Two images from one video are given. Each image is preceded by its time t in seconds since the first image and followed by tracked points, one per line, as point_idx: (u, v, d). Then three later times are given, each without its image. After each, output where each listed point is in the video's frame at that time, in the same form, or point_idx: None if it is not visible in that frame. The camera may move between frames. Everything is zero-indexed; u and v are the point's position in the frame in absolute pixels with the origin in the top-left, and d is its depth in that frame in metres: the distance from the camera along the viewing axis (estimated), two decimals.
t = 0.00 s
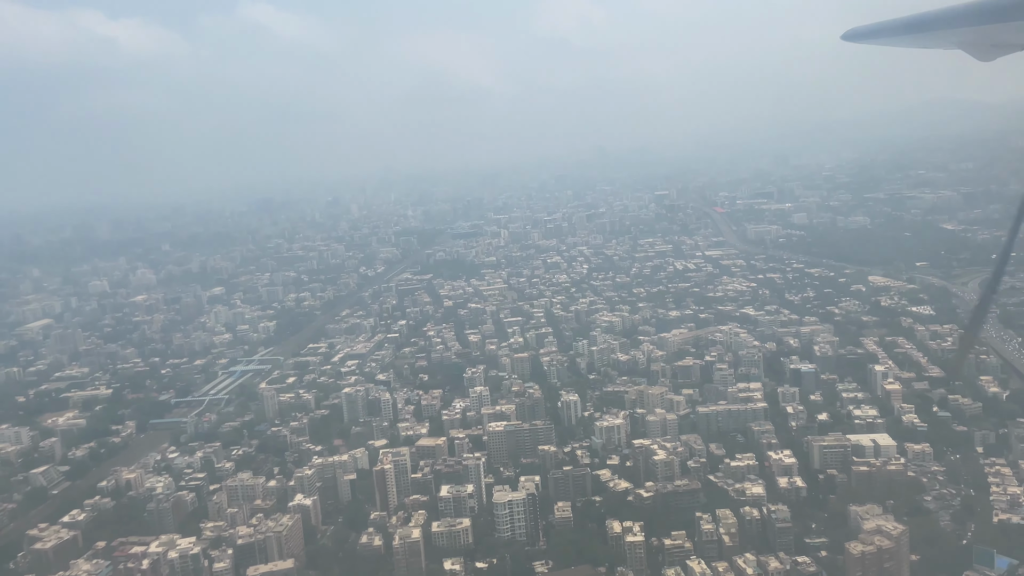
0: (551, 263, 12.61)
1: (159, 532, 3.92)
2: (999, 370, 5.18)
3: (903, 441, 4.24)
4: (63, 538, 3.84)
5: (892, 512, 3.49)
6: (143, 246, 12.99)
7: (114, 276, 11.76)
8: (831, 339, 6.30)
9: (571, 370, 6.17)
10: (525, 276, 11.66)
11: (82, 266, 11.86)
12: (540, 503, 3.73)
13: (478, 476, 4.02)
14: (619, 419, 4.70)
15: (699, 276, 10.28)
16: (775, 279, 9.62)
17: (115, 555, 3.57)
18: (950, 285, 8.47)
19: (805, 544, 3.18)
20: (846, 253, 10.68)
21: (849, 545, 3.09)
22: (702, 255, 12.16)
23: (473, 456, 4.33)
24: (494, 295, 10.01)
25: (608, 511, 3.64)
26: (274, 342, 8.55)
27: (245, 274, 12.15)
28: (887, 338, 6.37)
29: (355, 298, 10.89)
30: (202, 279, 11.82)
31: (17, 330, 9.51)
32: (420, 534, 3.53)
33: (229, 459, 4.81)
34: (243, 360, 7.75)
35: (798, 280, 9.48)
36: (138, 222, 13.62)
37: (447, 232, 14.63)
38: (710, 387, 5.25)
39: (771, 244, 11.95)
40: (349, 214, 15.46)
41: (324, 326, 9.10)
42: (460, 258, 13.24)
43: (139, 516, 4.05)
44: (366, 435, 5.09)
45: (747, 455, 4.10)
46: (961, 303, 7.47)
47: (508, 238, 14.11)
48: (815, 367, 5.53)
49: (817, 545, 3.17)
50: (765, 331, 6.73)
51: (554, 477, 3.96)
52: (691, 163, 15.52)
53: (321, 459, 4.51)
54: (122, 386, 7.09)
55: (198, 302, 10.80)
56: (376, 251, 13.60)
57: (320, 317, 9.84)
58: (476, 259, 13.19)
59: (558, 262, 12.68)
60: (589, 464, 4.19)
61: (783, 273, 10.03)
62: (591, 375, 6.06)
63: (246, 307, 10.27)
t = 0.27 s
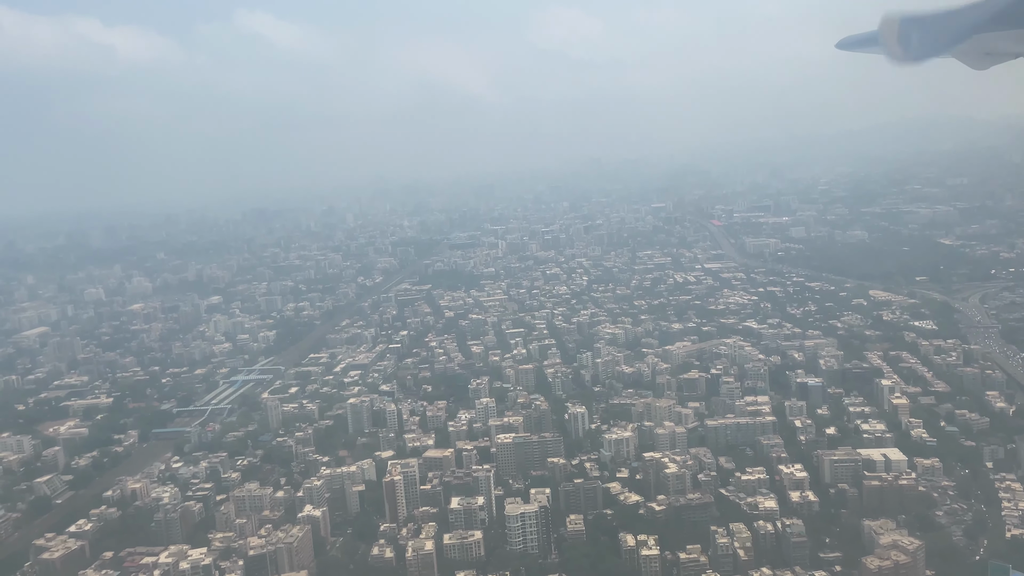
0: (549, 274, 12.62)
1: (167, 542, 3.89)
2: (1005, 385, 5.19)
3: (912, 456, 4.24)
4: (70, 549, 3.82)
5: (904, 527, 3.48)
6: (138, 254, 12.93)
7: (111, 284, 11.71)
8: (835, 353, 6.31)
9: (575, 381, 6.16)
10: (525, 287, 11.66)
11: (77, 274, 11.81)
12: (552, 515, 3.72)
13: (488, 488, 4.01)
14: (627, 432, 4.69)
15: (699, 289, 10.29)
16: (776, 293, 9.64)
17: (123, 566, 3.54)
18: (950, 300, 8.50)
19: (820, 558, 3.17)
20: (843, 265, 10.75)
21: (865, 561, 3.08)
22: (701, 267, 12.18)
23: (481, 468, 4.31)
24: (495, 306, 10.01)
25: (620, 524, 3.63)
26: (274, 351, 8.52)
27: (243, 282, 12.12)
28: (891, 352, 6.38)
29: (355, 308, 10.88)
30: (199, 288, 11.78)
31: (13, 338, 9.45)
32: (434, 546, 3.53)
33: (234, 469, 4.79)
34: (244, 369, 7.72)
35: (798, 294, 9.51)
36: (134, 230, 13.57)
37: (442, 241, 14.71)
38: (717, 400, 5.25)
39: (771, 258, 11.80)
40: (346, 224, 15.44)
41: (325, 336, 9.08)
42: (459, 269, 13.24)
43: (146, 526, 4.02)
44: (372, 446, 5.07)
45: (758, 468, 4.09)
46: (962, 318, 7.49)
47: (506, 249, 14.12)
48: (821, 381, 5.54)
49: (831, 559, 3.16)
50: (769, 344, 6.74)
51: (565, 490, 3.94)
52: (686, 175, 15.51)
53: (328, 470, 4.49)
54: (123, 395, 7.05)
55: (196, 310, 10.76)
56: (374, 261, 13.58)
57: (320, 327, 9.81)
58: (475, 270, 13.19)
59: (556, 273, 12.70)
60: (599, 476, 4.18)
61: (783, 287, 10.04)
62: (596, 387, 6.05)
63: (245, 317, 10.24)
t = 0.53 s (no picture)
0: (549, 281, 12.64)
1: (179, 546, 3.89)
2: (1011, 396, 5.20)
3: (921, 466, 4.24)
4: (82, 552, 3.82)
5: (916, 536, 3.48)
6: (135, 257, 12.91)
7: (110, 287, 11.69)
8: (840, 363, 6.33)
9: (581, 388, 6.17)
10: (526, 294, 11.68)
11: (75, 277, 11.79)
12: (566, 523, 3.73)
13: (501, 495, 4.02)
14: (637, 439, 4.70)
15: (700, 297, 10.32)
16: (777, 301, 9.67)
17: (138, 570, 3.55)
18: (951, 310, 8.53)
19: (834, 567, 3.19)
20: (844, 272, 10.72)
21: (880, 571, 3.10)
22: (702, 274, 12.20)
23: (492, 475, 4.32)
24: (497, 313, 10.02)
25: (633, 531, 3.63)
26: (277, 356, 8.51)
27: (242, 287, 12.11)
28: (895, 362, 6.40)
29: (356, 313, 10.88)
30: (198, 291, 11.76)
31: (14, 340, 9.43)
32: (449, 552, 3.55)
33: (243, 474, 4.79)
34: (247, 374, 7.72)
35: (800, 302, 9.54)
36: (132, 234, 13.55)
37: (441, 247, 14.76)
38: (725, 407, 5.26)
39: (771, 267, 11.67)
40: (342, 230, 15.43)
41: (328, 340, 9.08)
42: (459, 275, 13.25)
43: (157, 529, 4.02)
44: (381, 451, 5.07)
45: (770, 477, 4.10)
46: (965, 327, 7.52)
47: (506, 256, 14.15)
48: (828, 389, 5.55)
49: (845, 568, 3.18)
50: (774, 353, 6.76)
51: (577, 497, 3.95)
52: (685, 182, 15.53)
53: (339, 475, 4.49)
54: (127, 398, 7.04)
55: (198, 314, 10.75)
56: (374, 267, 13.58)
57: (322, 331, 9.81)
58: (475, 276, 13.20)
59: (557, 279, 12.72)
60: (611, 484, 4.19)
61: (785, 296, 10.07)
62: (602, 394, 6.06)
63: (247, 321, 10.23)
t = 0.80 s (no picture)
0: (552, 283, 12.66)
1: (194, 544, 3.90)
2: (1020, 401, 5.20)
3: (932, 469, 4.26)
4: (97, 549, 3.82)
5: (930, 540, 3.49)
6: (135, 255, 12.90)
7: (111, 284, 11.69)
8: (847, 367, 6.34)
9: (590, 390, 6.18)
10: (530, 295, 11.70)
11: (76, 274, 11.78)
12: (581, 524, 3.74)
13: (514, 497, 4.03)
14: (648, 442, 4.71)
15: (704, 300, 10.35)
16: (781, 305, 9.69)
17: (154, 568, 3.56)
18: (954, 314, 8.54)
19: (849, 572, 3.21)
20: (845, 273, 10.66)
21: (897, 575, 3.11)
22: (704, 277, 12.22)
23: (506, 475, 4.33)
24: (502, 314, 10.03)
25: (649, 532, 3.65)
26: (283, 355, 8.52)
27: (245, 286, 12.11)
28: (903, 367, 6.41)
29: (360, 313, 10.89)
30: (200, 290, 11.75)
31: (17, 337, 9.43)
32: (466, 552, 3.56)
33: (255, 472, 4.79)
34: (253, 373, 7.72)
35: (804, 306, 9.56)
36: (132, 232, 13.54)
37: (442, 248, 14.79)
38: (735, 410, 5.28)
39: (772, 269, 11.69)
40: (342, 230, 15.44)
41: (334, 340, 9.10)
42: (461, 276, 13.25)
43: (172, 527, 4.03)
44: (391, 451, 5.08)
45: (782, 480, 4.12)
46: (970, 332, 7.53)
47: (507, 257, 14.17)
48: (836, 393, 5.56)
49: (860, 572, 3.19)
50: (781, 357, 6.78)
51: (591, 498, 3.97)
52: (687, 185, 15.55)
53: (352, 474, 4.51)
54: (134, 396, 7.04)
55: (201, 312, 10.75)
56: (376, 267, 13.59)
57: (326, 331, 9.82)
58: (478, 277, 13.20)
59: (559, 281, 12.73)
60: (624, 485, 4.20)
61: (789, 299, 10.09)
62: (610, 396, 6.08)
63: (251, 320, 10.24)
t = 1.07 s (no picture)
0: (556, 280, 12.68)
1: (210, 538, 3.90)
2: None
3: (946, 469, 4.26)
4: (114, 542, 3.83)
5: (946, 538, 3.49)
6: (137, 249, 12.90)
7: (114, 278, 11.68)
8: (856, 367, 6.35)
9: (599, 387, 6.20)
10: (534, 292, 11.71)
11: (78, 268, 11.77)
12: (597, 522, 3.75)
13: (530, 494, 4.04)
14: (660, 440, 4.73)
15: (709, 299, 10.36)
16: (787, 305, 9.70)
17: (173, 562, 3.57)
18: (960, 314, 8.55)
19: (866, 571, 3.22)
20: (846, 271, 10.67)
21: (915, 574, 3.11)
22: (709, 276, 12.22)
23: (521, 473, 4.34)
24: (508, 311, 10.05)
25: (665, 530, 3.66)
26: (290, 350, 8.54)
27: (248, 281, 12.10)
28: (912, 367, 6.42)
29: (366, 309, 10.90)
30: (203, 284, 11.75)
31: (22, 330, 9.44)
32: (483, 548, 3.57)
33: (268, 467, 4.80)
34: (262, 367, 7.73)
35: (810, 306, 9.58)
36: (133, 228, 13.55)
37: (444, 245, 14.81)
38: (746, 410, 5.29)
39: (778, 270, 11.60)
40: (343, 226, 15.44)
41: (341, 336, 9.11)
42: (466, 272, 13.26)
43: (188, 521, 4.04)
44: (404, 447, 5.10)
45: (797, 480, 4.13)
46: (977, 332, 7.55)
47: (511, 254, 14.18)
48: (847, 393, 5.58)
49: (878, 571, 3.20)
50: (789, 356, 6.79)
51: (607, 496, 3.98)
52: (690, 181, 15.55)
53: (367, 470, 4.52)
54: (143, 390, 7.06)
55: (207, 307, 10.76)
56: (380, 263, 13.59)
57: (333, 327, 9.84)
58: (482, 274, 13.22)
59: (563, 279, 12.75)
60: (639, 483, 4.21)
61: (794, 299, 10.10)
62: (620, 394, 6.09)
63: (257, 315, 10.26)
